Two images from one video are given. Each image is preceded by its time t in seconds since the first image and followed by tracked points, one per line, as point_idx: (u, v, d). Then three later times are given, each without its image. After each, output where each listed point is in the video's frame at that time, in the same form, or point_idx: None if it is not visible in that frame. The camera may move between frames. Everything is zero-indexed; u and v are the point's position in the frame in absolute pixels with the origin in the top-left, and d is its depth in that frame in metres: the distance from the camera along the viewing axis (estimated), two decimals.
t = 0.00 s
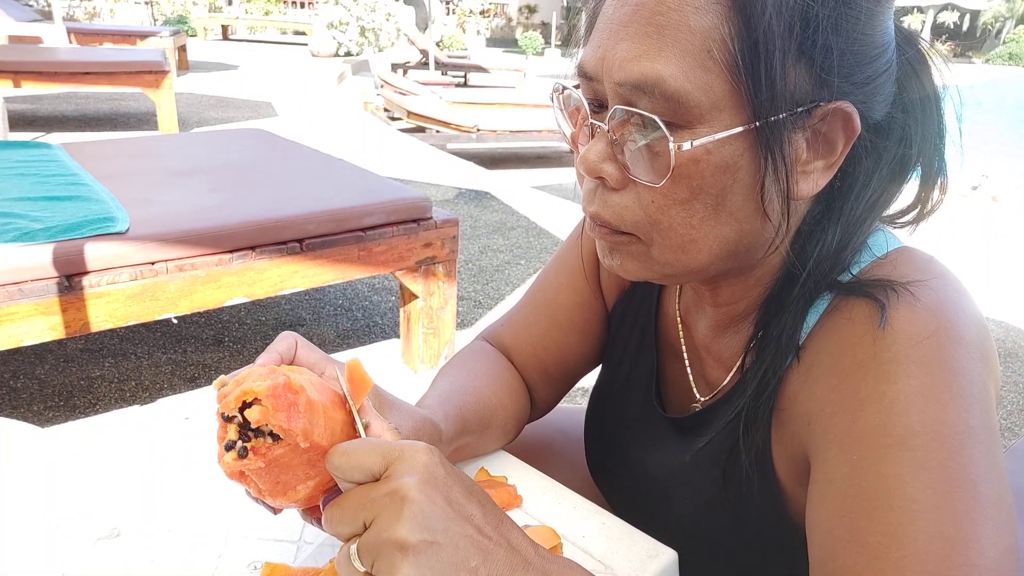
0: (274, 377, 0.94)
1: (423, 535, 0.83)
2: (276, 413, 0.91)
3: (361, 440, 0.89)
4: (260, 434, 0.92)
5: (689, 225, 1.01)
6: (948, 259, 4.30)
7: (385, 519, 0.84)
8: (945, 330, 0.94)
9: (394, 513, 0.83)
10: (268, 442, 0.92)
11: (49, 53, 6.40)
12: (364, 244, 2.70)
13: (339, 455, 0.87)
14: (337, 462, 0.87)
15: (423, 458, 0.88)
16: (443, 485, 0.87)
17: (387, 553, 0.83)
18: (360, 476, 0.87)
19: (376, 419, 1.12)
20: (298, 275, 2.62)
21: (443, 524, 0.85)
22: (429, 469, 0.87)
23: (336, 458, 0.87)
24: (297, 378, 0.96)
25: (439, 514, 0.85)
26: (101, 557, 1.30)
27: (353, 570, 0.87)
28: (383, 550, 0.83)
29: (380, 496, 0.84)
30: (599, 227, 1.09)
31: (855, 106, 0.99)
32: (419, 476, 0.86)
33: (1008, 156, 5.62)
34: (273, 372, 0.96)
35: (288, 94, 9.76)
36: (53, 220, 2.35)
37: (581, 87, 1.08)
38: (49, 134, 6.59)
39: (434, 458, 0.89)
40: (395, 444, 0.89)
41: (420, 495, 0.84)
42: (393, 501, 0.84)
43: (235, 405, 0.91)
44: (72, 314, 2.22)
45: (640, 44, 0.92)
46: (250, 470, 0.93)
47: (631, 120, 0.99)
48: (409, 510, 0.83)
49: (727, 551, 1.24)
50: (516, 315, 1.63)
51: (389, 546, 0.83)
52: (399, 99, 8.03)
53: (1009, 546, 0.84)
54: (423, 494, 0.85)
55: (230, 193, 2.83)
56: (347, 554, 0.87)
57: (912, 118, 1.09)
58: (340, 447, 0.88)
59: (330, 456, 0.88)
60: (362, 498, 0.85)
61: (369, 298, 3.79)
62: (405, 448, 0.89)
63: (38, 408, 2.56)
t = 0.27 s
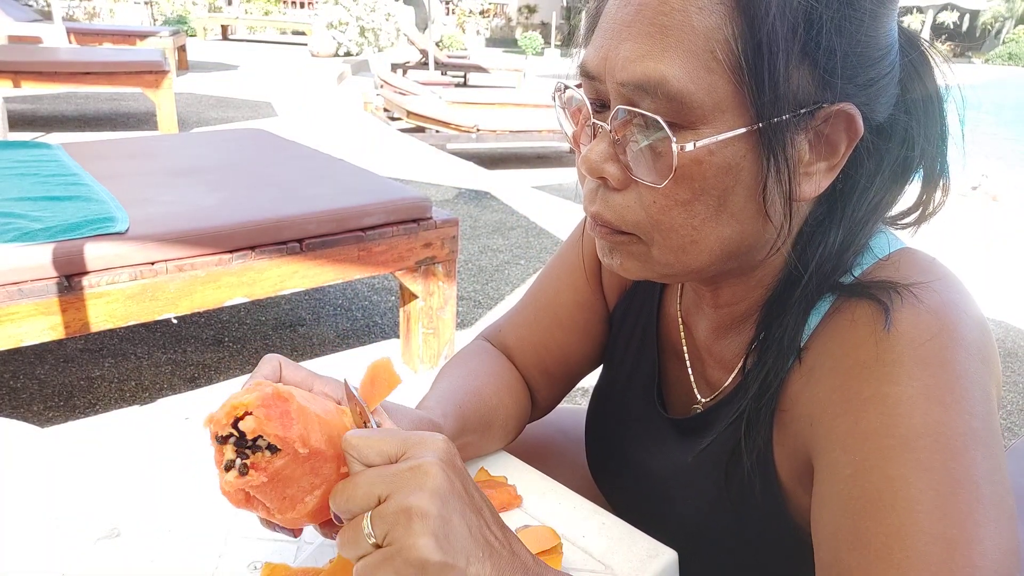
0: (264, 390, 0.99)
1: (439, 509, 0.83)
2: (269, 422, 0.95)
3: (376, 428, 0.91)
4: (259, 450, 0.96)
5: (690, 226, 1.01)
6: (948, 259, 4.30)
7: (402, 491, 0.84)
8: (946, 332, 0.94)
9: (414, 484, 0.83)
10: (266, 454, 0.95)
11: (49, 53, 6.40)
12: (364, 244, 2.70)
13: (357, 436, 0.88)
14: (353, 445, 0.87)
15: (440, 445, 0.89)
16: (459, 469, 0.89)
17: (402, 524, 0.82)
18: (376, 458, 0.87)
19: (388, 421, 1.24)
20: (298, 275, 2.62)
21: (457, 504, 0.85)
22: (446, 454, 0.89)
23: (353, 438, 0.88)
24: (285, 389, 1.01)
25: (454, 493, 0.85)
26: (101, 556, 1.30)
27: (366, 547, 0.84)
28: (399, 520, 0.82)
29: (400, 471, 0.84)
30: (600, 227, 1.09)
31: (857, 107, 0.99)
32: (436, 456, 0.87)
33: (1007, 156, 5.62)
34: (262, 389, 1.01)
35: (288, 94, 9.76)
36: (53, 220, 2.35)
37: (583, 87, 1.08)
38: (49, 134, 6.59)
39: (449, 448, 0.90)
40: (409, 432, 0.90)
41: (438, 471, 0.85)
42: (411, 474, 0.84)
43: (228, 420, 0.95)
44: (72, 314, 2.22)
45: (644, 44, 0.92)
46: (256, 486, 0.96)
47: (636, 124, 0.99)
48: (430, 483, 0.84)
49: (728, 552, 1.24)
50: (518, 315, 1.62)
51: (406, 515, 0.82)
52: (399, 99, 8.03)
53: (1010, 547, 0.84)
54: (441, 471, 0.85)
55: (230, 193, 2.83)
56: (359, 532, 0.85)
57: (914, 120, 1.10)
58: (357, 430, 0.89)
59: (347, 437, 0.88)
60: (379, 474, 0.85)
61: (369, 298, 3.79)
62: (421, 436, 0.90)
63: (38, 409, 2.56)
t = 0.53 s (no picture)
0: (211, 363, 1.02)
1: (439, 517, 0.83)
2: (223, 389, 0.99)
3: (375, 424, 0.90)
4: (224, 423, 1.01)
5: (690, 224, 1.01)
6: (948, 259, 4.30)
7: (400, 498, 0.83)
8: (949, 335, 0.94)
9: (412, 494, 0.83)
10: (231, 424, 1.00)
11: (49, 53, 6.40)
12: (364, 244, 2.70)
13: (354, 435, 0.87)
14: (348, 445, 0.87)
15: (442, 446, 0.88)
16: (461, 472, 0.88)
17: (399, 531, 0.82)
18: (373, 460, 0.87)
19: (388, 410, 1.22)
20: (298, 275, 2.62)
21: (457, 510, 0.85)
22: (449, 455, 0.88)
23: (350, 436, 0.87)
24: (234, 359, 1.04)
25: (455, 498, 0.85)
26: (100, 556, 1.30)
27: (359, 556, 0.84)
28: (396, 527, 0.82)
29: (397, 478, 0.84)
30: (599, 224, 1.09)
31: (860, 108, 1.00)
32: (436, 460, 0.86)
33: (1007, 156, 5.62)
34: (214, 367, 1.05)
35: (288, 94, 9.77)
36: (53, 221, 2.35)
37: (586, 82, 1.08)
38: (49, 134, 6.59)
39: (450, 448, 0.89)
40: (410, 429, 0.90)
41: (437, 477, 0.84)
42: (410, 480, 0.84)
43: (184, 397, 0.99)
44: (72, 314, 2.22)
45: (649, 40, 0.92)
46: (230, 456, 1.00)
47: (640, 122, 0.98)
48: (429, 493, 0.83)
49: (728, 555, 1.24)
50: (515, 316, 1.63)
51: (404, 523, 0.82)
52: (399, 99, 8.02)
53: (1012, 552, 0.85)
54: (441, 476, 0.85)
55: (230, 193, 2.83)
56: (353, 538, 0.84)
57: (915, 122, 1.10)
58: (354, 427, 0.89)
59: (344, 435, 0.88)
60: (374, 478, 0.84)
61: (369, 298, 3.79)
62: (422, 435, 0.89)
63: (39, 409, 2.56)
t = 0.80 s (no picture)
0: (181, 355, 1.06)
1: (444, 525, 0.82)
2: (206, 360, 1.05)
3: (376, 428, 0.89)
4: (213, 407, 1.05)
5: (700, 224, 1.01)
6: (948, 259, 4.29)
7: (404, 504, 0.82)
8: (965, 341, 0.94)
9: (416, 501, 0.82)
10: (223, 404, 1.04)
11: (49, 53, 6.40)
12: (364, 244, 2.70)
13: (355, 439, 0.87)
14: (351, 452, 0.87)
15: (447, 448, 0.88)
16: (466, 476, 0.87)
17: (404, 539, 0.81)
18: (377, 465, 0.87)
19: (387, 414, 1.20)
20: (298, 275, 2.62)
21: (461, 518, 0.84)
22: (454, 460, 0.87)
23: (350, 440, 0.87)
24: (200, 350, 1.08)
25: (459, 505, 0.84)
26: (99, 555, 1.30)
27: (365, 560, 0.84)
28: (401, 536, 0.82)
29: (401, 483, 0.83)
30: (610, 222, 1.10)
31: (877, 111, 0.99)
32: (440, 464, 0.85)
33: (1007, 157, 5.61)
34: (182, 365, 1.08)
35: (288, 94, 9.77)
36: (53, 220, 2.35)
37: (599, 75, 1.08)
38: (49, 134, 6.59)
39: (455, 450, 0.89)
40: (414, 432, 0.89)
41: (441, 483, 0.83)
42: (413, 487, 0.83)
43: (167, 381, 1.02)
44: (72, 314, 2.22)
45: (665, 35, 0.92)
46: (228, 432, 1.03)
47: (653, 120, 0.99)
48: (434, 498, 0.83)
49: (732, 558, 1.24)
50: (513, 317, 1.62)
51: (408, 533, 0.81)
52: (399, 100, 8.02)
53: None
54: (446, 482, 0.84)
55: (230, 193, 2.83)
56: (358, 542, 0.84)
57: (931, 126, 1.09)
58: (355, 431, 0.88)
59: (345, 440, 0.88)
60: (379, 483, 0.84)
61: (369, 298, 3.79)
62: (425, 438, 0.89)
63: (39, 409, 2.57)
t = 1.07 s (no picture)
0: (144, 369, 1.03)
1: (433, 531, 0.80)
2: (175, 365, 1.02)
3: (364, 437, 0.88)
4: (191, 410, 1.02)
5: (700, 224, 1.02)
6: (949, 259, 4.29)
7: (391, 508, 0.81)
8: (966, 344, 0.94)
9: (404, 505, 0.80)
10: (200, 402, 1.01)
11: (48, 53, 6.40)
12: (364, 244, 2.70)
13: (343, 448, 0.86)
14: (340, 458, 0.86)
15: (436, 455, 0.86)
16: (456, 484, 0.85)
17: (392, 545, 0.80)
18: (366, 473, 0.85)
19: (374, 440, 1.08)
20: (298, 275, 2.62)
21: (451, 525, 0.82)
22: (443, 468, 0.85)
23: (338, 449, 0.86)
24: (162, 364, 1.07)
25: (448, 512, 0.82)
26: (98, 556, 1.30)
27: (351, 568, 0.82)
28: (388, 541, 0.80)
29: (389, 488, 0.81)
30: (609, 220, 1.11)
31: (879, 116, 0.99)
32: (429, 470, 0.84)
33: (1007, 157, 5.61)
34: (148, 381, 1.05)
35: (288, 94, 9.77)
36: (53, 220, 2.35)
37: (600, 72, 1.08)
38: (49, 134, 6.59)
39: (446, 458, 0.87)
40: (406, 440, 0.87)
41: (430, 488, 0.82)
42: (401, 491, 0.81)
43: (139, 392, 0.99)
44: (72, 314, 2.22)
45: (667, 34, 0.91)
46: (211, 428, 1.00)
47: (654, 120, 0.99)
48: (422, 503, 0.81)
49: (730, 560, 1.24)
50: (511, 318, 1.62)
51: (395, 539, 0.79)
52: (399, 99, 8.02)
53: None
54: (434, 488, 0.82)
55: (229, 193, 2.82)
56: (345, 549, 0.82)
57: (934, 133, 1.10)
58: (343, 440, 0.87)
59: (333, 449, 0.87)
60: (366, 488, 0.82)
61: (369, 298, 3.79)
62: (414, 444, 0.87)
63: (39, 409, 2.56)
